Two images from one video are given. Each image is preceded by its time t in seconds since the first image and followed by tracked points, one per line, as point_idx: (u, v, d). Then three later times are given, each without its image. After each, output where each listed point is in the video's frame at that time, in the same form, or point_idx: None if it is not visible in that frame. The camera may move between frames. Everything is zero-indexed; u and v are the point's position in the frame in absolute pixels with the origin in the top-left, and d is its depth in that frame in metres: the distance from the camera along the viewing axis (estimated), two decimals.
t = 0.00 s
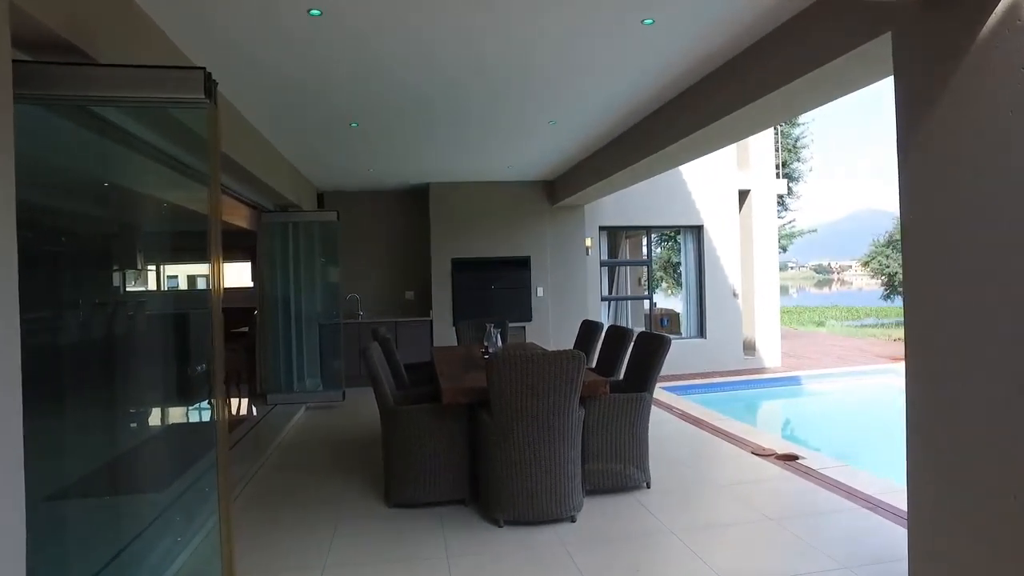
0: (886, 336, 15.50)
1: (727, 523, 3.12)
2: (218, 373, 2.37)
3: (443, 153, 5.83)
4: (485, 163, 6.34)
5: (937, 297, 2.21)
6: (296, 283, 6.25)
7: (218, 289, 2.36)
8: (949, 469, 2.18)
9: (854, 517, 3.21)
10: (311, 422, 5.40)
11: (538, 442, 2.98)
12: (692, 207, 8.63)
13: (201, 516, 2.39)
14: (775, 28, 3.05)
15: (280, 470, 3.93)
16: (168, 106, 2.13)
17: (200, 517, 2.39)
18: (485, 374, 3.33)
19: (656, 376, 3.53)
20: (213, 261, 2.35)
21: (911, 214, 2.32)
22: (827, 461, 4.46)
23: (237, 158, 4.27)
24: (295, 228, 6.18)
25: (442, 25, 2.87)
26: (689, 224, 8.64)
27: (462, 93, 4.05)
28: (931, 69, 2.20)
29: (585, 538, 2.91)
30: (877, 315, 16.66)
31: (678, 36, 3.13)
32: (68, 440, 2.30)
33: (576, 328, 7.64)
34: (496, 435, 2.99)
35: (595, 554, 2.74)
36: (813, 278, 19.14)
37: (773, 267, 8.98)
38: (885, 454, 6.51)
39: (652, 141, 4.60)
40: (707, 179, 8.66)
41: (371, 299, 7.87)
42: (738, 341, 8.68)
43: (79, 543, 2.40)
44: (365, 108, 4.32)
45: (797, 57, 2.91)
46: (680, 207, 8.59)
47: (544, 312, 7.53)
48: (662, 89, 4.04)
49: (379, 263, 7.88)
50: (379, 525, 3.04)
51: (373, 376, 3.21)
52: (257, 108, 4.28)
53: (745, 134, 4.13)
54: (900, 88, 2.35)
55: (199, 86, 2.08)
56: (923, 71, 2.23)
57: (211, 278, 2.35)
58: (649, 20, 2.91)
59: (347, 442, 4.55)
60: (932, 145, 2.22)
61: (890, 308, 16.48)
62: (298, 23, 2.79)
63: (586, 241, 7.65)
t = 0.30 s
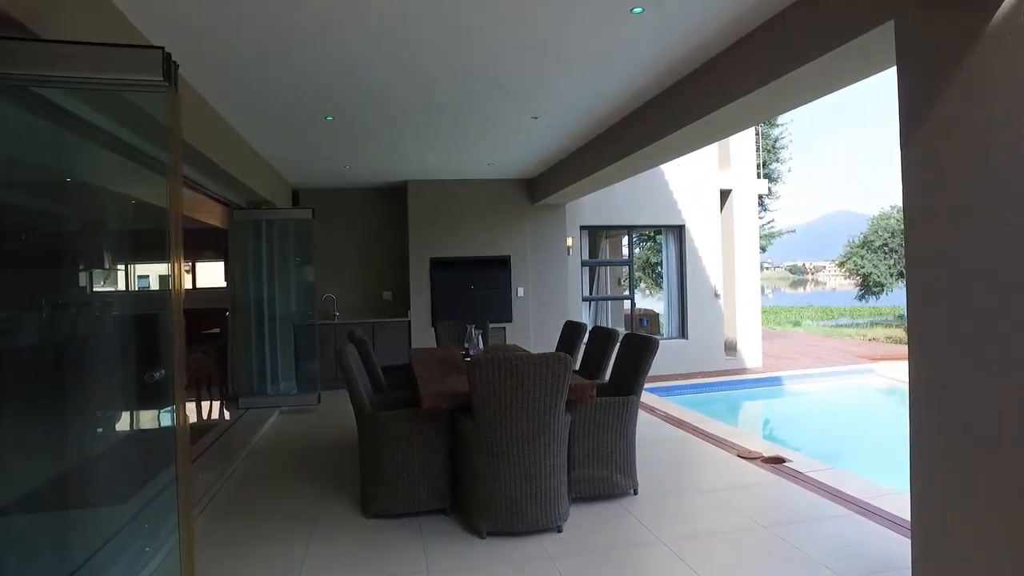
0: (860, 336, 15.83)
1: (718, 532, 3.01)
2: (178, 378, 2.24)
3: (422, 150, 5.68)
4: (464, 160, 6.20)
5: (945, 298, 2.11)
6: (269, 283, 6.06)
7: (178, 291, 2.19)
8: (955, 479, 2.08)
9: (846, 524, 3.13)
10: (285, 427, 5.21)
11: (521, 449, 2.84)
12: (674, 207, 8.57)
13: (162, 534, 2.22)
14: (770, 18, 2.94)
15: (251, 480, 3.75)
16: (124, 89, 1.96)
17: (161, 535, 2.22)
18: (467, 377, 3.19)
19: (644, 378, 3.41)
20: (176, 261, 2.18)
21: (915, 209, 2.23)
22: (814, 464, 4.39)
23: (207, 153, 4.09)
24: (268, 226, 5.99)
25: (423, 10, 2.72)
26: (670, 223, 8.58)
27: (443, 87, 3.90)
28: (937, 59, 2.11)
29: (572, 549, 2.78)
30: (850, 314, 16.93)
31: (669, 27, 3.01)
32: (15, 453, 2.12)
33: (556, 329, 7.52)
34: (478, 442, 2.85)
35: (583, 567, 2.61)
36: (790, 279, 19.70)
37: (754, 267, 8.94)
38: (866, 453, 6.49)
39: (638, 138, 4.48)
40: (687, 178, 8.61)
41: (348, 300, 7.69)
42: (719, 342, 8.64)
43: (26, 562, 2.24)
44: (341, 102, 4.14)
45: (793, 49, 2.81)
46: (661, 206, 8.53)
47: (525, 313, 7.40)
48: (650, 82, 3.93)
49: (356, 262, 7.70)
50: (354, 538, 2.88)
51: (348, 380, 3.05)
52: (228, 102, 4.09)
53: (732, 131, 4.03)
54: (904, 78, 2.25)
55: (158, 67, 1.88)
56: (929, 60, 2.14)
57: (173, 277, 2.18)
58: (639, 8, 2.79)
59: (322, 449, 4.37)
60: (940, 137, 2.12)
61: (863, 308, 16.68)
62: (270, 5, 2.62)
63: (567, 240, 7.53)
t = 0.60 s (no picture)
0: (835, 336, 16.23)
1: (714, 542, 2.89)
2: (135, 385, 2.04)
3: (400, 145, 5.51)
4: (444, 156, 6.04)
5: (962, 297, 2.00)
6: (241, 283, 5.86)
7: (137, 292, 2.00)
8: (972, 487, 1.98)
9: (844, 532, 3.03)
10: (257, 432, 5.01)
11: (506, 457, 2.69)
12: (656, 206, 8.51)
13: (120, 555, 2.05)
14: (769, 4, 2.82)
15: (219, 491, 3.55)
16: (68, 66, 1.79)
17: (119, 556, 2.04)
18: (448, 381, 3.04)
19: (633, 381, 3.28)
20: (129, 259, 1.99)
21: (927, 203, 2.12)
22: (802, 468, 4.32)
23: (176, 147, 3.87)
24: (239, 224, 5.78)
25: None
26: (652, 223, 8.52)
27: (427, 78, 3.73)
28: (952, 42, 2.00)
29: (561, 562, 2.64)
30: (824, 314, 17.31)
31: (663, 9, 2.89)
32: None
33: (537, 330, 7.39)
34: (460, 450, 2.70)
35: None
36: (764, 279, 20.43)
37: (735, 267, 8.90)
38: (850, 453, 6.45)
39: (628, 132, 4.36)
40: (669, 177, 8.55)
41: (322, 300, 7.47)
42: (699, 343, 8.62)
43: None
44: (319, 92, 3.96)
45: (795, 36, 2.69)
46: (642, 205, 8.45)
47: (505, 313, 7.25)
48: (642, 72, 3.81)
49: (332, 261, 7.49)
50: (331, 552, 2.71)
51: (323, 385, 2.88)
52: (197, 92, 3.88)
53: (725, 124, 3.93)
54: (914, 65, 2.15)
55: (109, 40, 1.72)
56: (944, 45, 2.03)
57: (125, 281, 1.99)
58: None
59: (295, 456, 4.18)
60: (956, 127, 2.01)
61: (837, 309, 17.05)
62: None
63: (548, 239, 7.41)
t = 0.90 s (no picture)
0: (802, 336, 16.77)
1: (698, 551, 2.78)
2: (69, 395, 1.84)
3: (370, 140, 5.33)
4: (415, 153, 5.87)
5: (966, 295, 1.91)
6: (203, 283, 5.61)
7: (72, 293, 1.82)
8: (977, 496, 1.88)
9: (830, 538, 2.95)
10: (220, 438, 4.80)
11: (483, 466, 2.55)
12: (629, 205, 8.44)
13: None
14: None
15: (177, 504, 3.35)
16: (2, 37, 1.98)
17: None
18: (421, 385, 2.88)
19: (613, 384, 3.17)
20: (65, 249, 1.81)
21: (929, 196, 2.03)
22: (781, 471, 4.26)
23: (129, 137, 3.65)
24: (201, 223, 5.54)
25: None
26: (625, 222, 8.46)
27: (400, 67, 3.57)
28: (956, 29, 1.91)
29: None
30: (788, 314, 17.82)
31: None
32: None
33: (510, 330, 7.26)
34: (434, 459, 2.55)
35: None
36: (730, 279, 20.65)
37: (708, 267, 8.88)
38: (823, 452, 6.44)
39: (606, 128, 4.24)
40: (643, 176, 8.49)
41: (289, 300, 7.25)
42: (672, 342, 8.59)
43: None
44: (285, 81, 3.76)
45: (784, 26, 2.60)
46: (615, 204, 8.37)
47: (477, 313, 7.11)
48: (624, 64, 3.69)
49: (298, 260, 7.26)
50: (296, 569, 2.55)
51: (288, 390, 2.71)
52: (153, 78, 3.65)
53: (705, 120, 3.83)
54: (914, 53, 2.06)
55: (40, 11, 1.95)
56: (949, 30, 1.93)
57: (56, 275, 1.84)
58: None
59: (258, 465, 3.97)
60: (960, 118, 1.92)
61: (802, 308, 17.25)
62: None
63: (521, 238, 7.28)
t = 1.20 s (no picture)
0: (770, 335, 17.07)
1: (681, 558, 2.68)
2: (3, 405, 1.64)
3: (338, 133, 5.15)
4: (384, 147, 5.71)
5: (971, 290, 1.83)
6: (162, 281, 5.35)
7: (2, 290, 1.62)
8: (990, 502, 1.79)
9: (814, 541, 2.88)
10: (179, 444, 4.57)
11: (457, 472, 2.42)
12: (602, 202, 8.37)
13: None
14: None
15: (131, 517, 3.14)
16: None
17: None
18: (391, 387, 2.74)
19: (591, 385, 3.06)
20: None
21: (932, 189, 1.95)
22: (758, 471, 4.22)
23: (80, 126, 3.40)
24: (159, 218, 5.29)
25: None
26: (598, 219, 8.39)
27: (371, 53, 3.40)
28: (966, 10, 1.83)
29: None
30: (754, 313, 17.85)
31: None
32: None
33: (482, 330, 7.13)
34: (405, 466, 2.41)
35: None
36: (698, 278, 20.88)
37: (680, 265, 8.86)
38: (796, 450, 6.43)
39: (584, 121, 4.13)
40: (615, 173, 8.43)
41: (252, 300, 7.01)
42: (644, 341, 8.55)
43: None
44: (248, 67, 3.56)
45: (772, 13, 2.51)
46: (588, 201, 8.30)
47: (447, 313, 6.96)
48: (604, 54, 3.58)
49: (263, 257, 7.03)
50: None
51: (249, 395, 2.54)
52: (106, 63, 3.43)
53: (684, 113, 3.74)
54: (918, 37, 1.98)
55: None
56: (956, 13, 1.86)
57: None
58: None
59: (218, 474, 3.77)
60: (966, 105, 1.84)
61: (768, 307, 17.42)
62: None
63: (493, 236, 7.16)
